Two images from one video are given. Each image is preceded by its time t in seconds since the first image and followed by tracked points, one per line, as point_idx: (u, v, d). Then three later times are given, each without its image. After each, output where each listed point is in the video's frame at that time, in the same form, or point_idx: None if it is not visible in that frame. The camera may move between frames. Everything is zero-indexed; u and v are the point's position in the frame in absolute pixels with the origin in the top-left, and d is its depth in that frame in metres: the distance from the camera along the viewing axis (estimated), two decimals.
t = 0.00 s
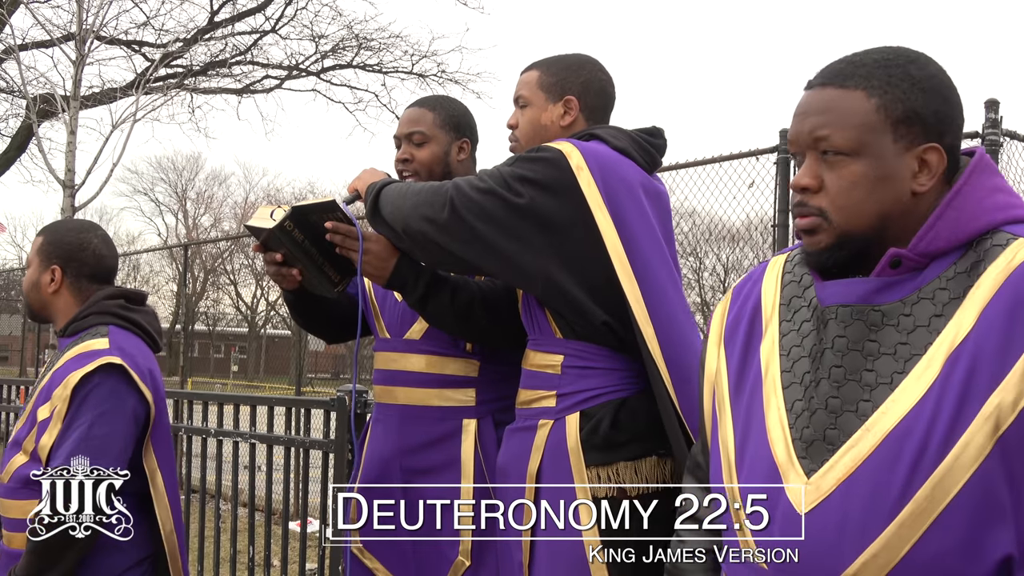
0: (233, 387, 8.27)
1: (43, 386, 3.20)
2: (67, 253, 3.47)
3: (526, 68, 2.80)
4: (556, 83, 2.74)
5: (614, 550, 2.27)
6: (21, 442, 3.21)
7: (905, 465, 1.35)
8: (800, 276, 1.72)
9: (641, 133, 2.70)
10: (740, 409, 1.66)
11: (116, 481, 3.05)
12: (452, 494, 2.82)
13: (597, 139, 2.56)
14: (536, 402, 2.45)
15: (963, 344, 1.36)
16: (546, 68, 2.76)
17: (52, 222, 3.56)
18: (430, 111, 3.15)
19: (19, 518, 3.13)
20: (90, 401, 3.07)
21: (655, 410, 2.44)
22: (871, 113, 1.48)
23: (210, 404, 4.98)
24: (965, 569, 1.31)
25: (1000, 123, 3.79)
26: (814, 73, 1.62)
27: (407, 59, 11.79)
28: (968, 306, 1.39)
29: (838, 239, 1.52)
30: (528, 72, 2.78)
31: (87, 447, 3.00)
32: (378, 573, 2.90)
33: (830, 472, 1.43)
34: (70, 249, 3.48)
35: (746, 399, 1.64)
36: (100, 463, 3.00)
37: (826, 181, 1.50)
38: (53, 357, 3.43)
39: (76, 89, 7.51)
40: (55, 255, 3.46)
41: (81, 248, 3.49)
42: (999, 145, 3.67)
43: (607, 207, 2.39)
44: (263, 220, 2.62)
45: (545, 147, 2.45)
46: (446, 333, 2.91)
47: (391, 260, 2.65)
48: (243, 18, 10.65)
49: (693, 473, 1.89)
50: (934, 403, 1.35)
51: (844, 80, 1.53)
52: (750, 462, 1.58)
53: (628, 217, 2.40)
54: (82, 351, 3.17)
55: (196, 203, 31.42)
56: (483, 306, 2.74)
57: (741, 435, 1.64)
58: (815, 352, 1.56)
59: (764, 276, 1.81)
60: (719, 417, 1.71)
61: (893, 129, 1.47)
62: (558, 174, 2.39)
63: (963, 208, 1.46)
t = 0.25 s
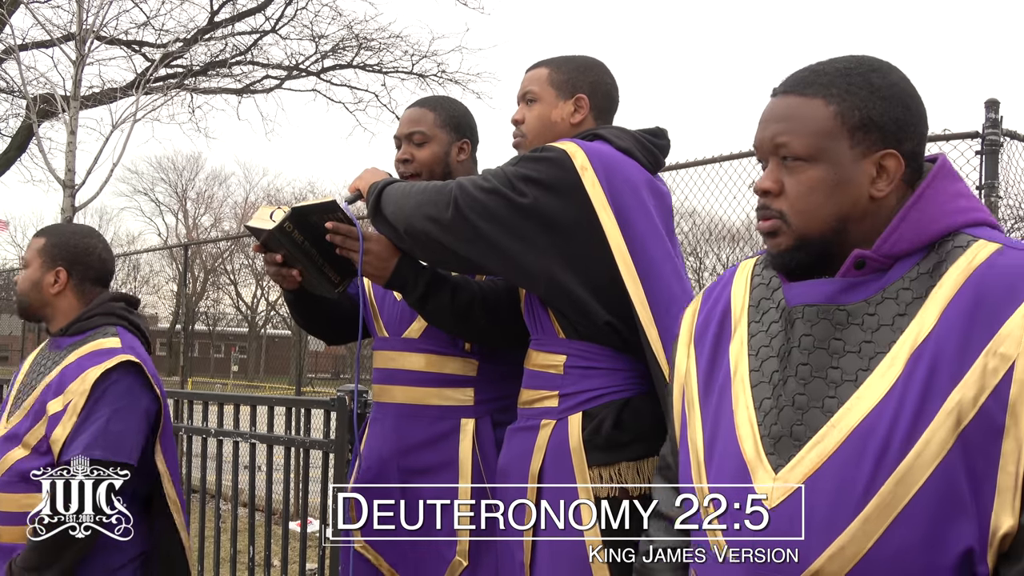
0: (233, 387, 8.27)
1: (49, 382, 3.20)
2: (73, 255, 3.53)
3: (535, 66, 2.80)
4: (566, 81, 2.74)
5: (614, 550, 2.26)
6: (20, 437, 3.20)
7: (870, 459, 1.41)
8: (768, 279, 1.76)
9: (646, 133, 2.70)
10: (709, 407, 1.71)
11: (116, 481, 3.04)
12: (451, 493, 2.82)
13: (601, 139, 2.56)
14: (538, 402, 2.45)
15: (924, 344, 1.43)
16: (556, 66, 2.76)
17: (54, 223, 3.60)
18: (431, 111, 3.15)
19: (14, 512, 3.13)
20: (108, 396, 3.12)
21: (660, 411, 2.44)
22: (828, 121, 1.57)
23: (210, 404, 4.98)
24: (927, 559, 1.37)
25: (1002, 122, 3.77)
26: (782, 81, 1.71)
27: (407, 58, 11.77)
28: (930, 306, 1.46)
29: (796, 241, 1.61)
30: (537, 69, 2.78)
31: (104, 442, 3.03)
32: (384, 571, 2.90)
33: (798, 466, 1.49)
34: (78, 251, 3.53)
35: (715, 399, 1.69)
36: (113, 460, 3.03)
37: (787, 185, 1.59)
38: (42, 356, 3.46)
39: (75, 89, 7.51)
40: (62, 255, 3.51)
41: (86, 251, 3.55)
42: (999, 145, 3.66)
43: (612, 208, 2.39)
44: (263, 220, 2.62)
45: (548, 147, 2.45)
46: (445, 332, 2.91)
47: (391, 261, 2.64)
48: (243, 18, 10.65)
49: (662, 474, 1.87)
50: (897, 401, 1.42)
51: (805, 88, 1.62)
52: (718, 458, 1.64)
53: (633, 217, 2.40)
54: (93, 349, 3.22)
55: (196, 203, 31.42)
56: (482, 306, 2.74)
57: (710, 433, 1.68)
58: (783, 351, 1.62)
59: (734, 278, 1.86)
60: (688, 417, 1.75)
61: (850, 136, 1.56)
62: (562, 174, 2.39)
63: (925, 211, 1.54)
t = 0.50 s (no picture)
0: (233, 387, 8.27)
1: (54, 379, 3.21)
2: (73, 256, 3.55)
3: (541, 63, 2.81)
4: (574, 80, 2.75)
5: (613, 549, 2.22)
6: (21, 434, 3.17)
7: (858, 457, 1.42)
8: (746, 280, 1.77)
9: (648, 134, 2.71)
10: (690, 407, 1.70)
11: (116, 481, 3.07)
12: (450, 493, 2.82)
13: (604, 139, 2.57)
14: (541, 403, 2.45)
15: (909, 344, 1.45)
16: (564, 64, 2.77)
17: (52, 225, 3.61)
18: (432, 110, 3.14)
19: (14, 508, 3.12)
20: (120, 392, 3.17)
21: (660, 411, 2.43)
22: (804, 125, 1.59)
23: (211, 404, 4.98)
24: (915, 557, 1.37)
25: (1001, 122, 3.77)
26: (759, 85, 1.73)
27: (408, 58, 11.79)
28: (913, 306, 1.48)
29: (773, 244, 1.63)
30: (544, 67, 2.78)
31: (122, 436, 3.09)
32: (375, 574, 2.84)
33: (784, 466, 1.50)
34: (81, 254, 3.58)
35: (695, 400, 1.68)
36: (128, 453, 3.10)
37: (763, 189, 1.61)
38: (31, 355, 3.45)
39: (76, 89, 7.51)
40: (64, 256, 3.53)
41: (89, 254, 3.60)
42: (999, 145, 3.67)
43: (615, 206, 2.40)
44: (264, 219, 2.63)
45: (552, 147, 2.44)
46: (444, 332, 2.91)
47: (391, 259, 2.64)
48: (243, 18, 10.65)
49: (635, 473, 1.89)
50: (883, 400, 1.43)
51: (781, 93, 1.64)
52: (702, 458, 1.63)
53: (635, 217, 2.41)
54: (101, 348, 3.28)
55: (196, 203, 31.43)
56: (484, 305, 2.74)
57: (691, 434, 1.68)
58: (765, 351, 1.63)
59: (708, 279, 1.86)
60: (666, 418, 1.74)
61: (825, 140, 1.58)
62: (566, 174, 2.39)
63: (903, 215, 1.57)
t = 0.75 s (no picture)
0: (233, 387, 8.27)
1: (57, 376, 3.24)
2: (80, 257, 3.62)
3: (544, 63, 2.81)
4: (577, 80, 2.75)
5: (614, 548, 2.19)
6: (22, 430, 3.18)
7: (855, 456, 1.42)
8: (741, 280, 1.78)
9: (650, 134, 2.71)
10: (686, 407, 1.70)
11: (115, 481, 3.07)
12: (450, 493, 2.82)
13: (606, 138, 2.56)
14: (542, 403, 2.45)
15: (905, 343, 1.45)
16: (567, 64, 2.77)
17: (57, 226, 3.67)
18: (429, 111, 3.14)
19: (13, 505, 3.11)
20: (126, 388, 3.19)
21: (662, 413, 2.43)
22: (795, 127, 1.59)
23: (210, 405, 4.98)
24: (914, 556, 1.37)
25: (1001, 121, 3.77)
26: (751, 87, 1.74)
27: (408, 58, 11.79)
28: (908, 306, 1.48)
29: (765, 246, 1.63)
30: (547, 67, 2.78)
31: (131, 431, 3.12)
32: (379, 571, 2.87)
33: (781, 465, 1.50)
34: (86, 254, 3.65)
35: (692, 399, 1.69)
36: (137, 448, 3.12)
37: (754, 191, 1.61)
38: (25, 354, 3.46)
39: (76, 89, 7.51)
40: (70, 256, 3.59)
41: (92, 256, 3.67)
42: (999, 145, 3.67)
43: (618, 208, 2.40)
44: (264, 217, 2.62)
45: (556, 147, 2.45)
46: (443, 333, 2.91)
47: (392, 258, 2.64)
48: (243, 18, 10.65)
49: (631, 473, 1.88)
50: (880, 399, 1.43)
51: (771, 95, 1.65)
52: (698, 457, 1.63)
53: (637, 217, 2.42)
54: (102, 346, 3.32)
55: (196, 203, 31.42)
56: (483, 305, 2.74)
57: (687, 433, 1.68)
58: (762, 352, 1.63)
59: (703, 278, 1.87)
60: (662, 417, 1.74)
61: (816, 141, 1.58)
62: (570, 174, 2.39)
63: (896, 215, 1.57)
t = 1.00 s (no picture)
0: (234, 387, 8.27)
1: (60, 375, 3.24)
2: (91, 260, 3.64)
3: (545, 63, 2.81)
4: (579, 80, 2.75)
5: (615, 549, 2.24)
6: (22, 429, 3.17)
7: (865, 456, 1.42)
8: (757, 279, 1.79)
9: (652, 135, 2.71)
10: (700, 406, 1.71)
11: (115, 481, 3.07)
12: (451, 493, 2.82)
13: (608, 138, 2.56)
14: (542, 403, 2.45)
15: (916, 343, 1.45)
16: (568, 64, 2.76)
17: (66, 226, 3.67)
18: (427, 111, 3.14)
19: (14, 505, 3.10)
20: (129, 388, 3.22)
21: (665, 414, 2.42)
22: (808, 123, 1.59)
23: (211, 405, 4.98)
24: (924, 556, 1.37)
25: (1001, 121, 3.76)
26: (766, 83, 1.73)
27: (408, 59, 11.82)
28: (920, 305, 1.48)
29: (778, 243, 1.63)
30: (548, 66, 2.78)
31: (135, 431, 3.14)
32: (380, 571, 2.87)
33: (791, 465, 1.50)
34: (96, 256, 3.66)
35: (706, 398, 1.70)
36: (141, 448, 3.14)
37: (768, 188, 1.61)
38: (27, 354, 3.46)
39: (76, 89, 7.51)
40: (82, 258, 3.60)
41: (101, 258, 3.69)
42: (999, 145, 3.66)
43: (619, 210, 2.40)
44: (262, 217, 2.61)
45: (558, 147, 2.45)
46: (444, 335, 2.91)
47: (391, 257, 2.64)
48: (243, 18, 10.65)
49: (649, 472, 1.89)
50: (890, 399, 1.43)
51: (784, 91, 1.65)
52: (710, 457, 1.64)
53: (639, 219, 2.42)
54: (106, 347, 3.34)
55: (196, 203, 31.43)
56: (484, 304, 2.74)
57: (701, 433, 1.69)
58: (775, 351, 1.64)
59: (721, 279, 1.88)
60: (677, 416, 1.75)
61: (829, 138, 1.58)
62: (572, 175, 2.39)
63: (911, 213, 1.57)
